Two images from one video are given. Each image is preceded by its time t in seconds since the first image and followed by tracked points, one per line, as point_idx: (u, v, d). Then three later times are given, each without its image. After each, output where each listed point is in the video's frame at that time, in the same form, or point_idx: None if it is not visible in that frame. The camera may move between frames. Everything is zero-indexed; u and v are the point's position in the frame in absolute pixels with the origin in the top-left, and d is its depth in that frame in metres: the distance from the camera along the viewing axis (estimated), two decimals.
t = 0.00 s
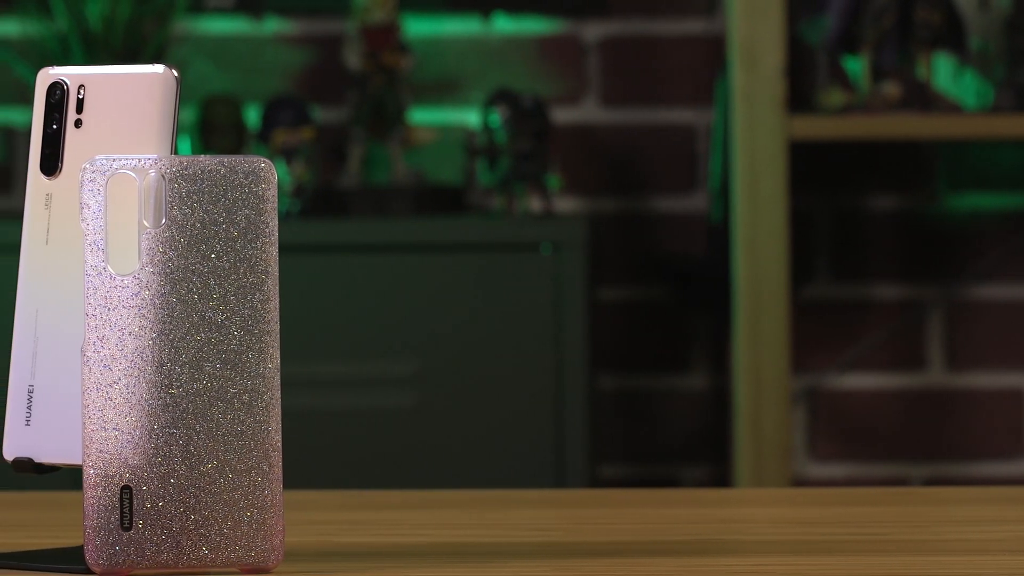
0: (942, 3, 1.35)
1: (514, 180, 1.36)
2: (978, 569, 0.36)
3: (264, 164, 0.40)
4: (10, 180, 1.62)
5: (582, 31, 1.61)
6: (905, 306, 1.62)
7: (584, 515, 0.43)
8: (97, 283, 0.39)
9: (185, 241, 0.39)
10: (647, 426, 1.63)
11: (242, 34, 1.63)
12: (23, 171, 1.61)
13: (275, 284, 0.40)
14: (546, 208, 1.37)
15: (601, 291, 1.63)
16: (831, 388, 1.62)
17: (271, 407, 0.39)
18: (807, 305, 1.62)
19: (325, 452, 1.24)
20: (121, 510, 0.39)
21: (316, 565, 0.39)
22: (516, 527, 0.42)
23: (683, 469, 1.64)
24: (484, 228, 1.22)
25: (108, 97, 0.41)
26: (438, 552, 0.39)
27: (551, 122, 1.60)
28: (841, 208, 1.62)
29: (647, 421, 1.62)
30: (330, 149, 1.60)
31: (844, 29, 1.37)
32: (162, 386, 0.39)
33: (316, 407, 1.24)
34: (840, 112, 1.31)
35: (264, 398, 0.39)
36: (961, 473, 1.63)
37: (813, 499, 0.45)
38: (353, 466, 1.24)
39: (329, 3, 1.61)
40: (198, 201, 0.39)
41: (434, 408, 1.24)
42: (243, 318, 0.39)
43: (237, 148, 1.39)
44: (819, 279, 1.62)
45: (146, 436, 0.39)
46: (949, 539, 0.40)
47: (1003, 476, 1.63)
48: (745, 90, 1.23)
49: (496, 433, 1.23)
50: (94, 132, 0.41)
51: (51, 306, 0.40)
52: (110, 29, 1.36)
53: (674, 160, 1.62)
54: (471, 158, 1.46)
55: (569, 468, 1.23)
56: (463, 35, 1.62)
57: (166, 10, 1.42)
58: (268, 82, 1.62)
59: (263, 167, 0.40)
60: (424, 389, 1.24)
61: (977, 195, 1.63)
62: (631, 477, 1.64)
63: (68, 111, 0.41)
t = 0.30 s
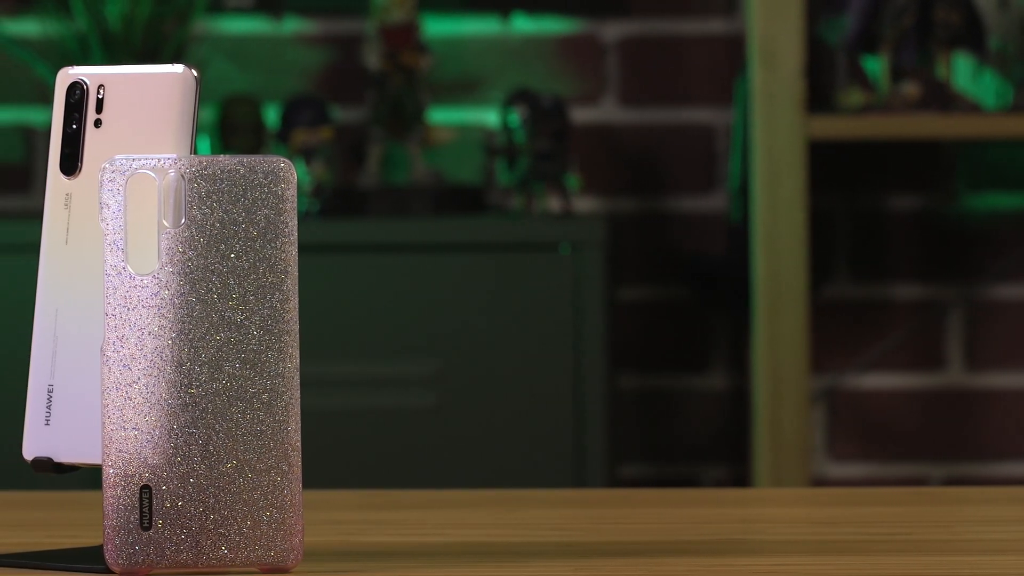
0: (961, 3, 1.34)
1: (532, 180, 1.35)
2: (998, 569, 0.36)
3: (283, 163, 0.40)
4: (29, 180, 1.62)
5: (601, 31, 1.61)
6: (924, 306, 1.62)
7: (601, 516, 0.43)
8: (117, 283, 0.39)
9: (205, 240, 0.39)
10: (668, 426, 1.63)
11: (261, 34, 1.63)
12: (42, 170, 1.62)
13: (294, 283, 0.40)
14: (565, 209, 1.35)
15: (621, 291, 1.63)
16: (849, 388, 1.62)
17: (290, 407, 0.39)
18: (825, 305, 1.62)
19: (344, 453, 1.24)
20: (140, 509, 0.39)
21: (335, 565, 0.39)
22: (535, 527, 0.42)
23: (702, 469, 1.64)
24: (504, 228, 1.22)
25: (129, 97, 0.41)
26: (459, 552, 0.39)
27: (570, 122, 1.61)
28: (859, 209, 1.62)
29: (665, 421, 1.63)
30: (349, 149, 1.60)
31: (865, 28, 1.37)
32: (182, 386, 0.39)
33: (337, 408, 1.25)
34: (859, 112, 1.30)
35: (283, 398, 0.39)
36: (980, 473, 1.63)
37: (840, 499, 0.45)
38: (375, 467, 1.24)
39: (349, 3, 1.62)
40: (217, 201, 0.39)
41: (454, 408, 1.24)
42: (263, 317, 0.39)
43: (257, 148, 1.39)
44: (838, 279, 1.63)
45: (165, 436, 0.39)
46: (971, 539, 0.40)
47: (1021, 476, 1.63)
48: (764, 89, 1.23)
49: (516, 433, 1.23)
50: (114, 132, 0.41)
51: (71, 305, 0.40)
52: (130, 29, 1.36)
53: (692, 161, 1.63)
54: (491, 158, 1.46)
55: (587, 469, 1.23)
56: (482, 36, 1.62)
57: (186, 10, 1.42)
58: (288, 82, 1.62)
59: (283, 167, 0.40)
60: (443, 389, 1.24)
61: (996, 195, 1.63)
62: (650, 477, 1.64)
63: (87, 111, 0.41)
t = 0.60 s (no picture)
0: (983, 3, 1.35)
1: (552, 180, 1.36)
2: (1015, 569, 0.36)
3: (304, 163, 0.40)
4: (51, 178, 1.63)
5: (622, 31, 1.62)
6: (944, 306, 1.63)
7: (620, 516, 0.43)
8: (137, 283, 0.39)
9: (226, 240, 0.39)
10: (689, 426, 1.63)
11: (283, 34, 1.63)
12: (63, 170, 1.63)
13: (315, 283, 0.40)
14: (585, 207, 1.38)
15: (640, 291, 1.64)
16: (870, 388, 1.62)
17: (311, 407, 0.39)
18: (844, 304, 1.63)
19: (363, 453, 1.25)
20: (160, 509, 0.39)
21: (357, 564, 0.39)
22: (556, 527, 0.42)
23: (722, 468, 1.64)
24: (520, 227, 1.24)
25: (150, 96, 0.41)
26: (479, 552, 0.39)
27: (590, 122, 1.61)
28: (880, 209, 1.63)
29: (685, 421, 1.63)
30: (370, 149, 1.60)
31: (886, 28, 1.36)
32: (202, 386, 0.39)
33: (358, 407, 1.25)
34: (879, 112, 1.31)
35: (304, 397, 0.39)
36: (1001, 473, 1.63)
37: (857, 499, 0.45)
38: (395, 466, 1.25)
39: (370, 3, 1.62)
40: (239, 201, 0.39)
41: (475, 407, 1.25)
42: (283, 317, 0.39)
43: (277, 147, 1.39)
44: (858, 279, 1.63)
45: (186, 436, 0.39)
46: (989, 538, 0.40)
47: None
48: (784, 89, 1.25)
49: (533, 432, 1.25)
50: (135, 132, 0.41)
51: (91, 305, 0.40)
52: (150, 29, 1.37)
53: (712, 161, 1.63)
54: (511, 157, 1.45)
55: (607, 467, 1.24)
56: (504, 36, 1.63)
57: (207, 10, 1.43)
58: (309, 82, 1.63)
59: (304, 166, 0.40)
60: (464, 389, 1.25)
61: (1016, 195, 1.62)
62: (668, 476, 1.64)
63: (108, 111, 0.41)
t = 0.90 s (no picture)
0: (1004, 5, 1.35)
1: (573, 179, 1.35)
2: None
3: (325, 163, 0.40)
4: (72, 178, 1.64)
5: (643, 31, 1.63)
6: (965, 306, 1.63)
7: (640, 516, 0.43)
8: (159, 282, 0.39)
9: (247, 240, 0.39)
10: (711, 425, 1.63)
11: (305, 34, 1.64)
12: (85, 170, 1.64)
13: (336, 283, 0.40)
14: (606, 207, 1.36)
15: (661, 292, 1.64)
16: (891, 388, 1.63)
17: (332, 407, 0.39)
18: (866, 305, 1.62)
19: (383, 452, 1.26)
20: (182, 509, 0.39)
21: (377, 564, 0.39)
22: (578, 527, 0.42)
23: (743, 468, 1.64)
24: (541, 227, 1.24)
25: (172, 97, 0.41)
26: (503, 551, 0.39)
27: (612, 122, 1.62)
28: (901, 209, 1.63)
29: (705, 421, 1.63)
30: (391, 149, 1.61)
31: (908, 28, 1.39)
32: (224, 386, 0.39)
33: (381, 407, 1.26)
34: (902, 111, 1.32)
35: (326, 397, 0.39)
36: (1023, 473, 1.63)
37: (884, 499, 0.45)
38: (416, 465, 1.26)
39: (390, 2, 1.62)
40: (260, 200, 0.39)
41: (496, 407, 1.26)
42: (305, 317, 0.39)
43: (298, 148, 1.39)
44: (879, 279, 1.63)
45: (208, 436, 0.39)
46: (1014, 539, 0.40)
47: None
48: (806, 88, 1.25)
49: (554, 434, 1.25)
50: (156, 132, 0.41)
51: (112, 305, 0.40)
52: (171, 30, 1.37)
53: (734, 161, 1.63)
54: (532, 157, 1.45)
55: (629, 467, 1.25)
56: (524, 35, 1.63)
57: (227, 11, 1.44)
58: (329, 82, 1.63)
59: (325, 166, 0.40)
60: (486, 389, 1.26)
61: None
62: (690, 477, 1.64)
63: (130, 110, 0.41)
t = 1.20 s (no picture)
0: None
1: (594, 179, 1.35)
2: None
3: (347, 163, 0.40)
4: (92, 179, 1.64)
5: (663, 31, 1.62)
6: (985, 306, 1.63)
7: (661, 516, 0.43)
8: (180, 283, 0.39)
9: (269, 240, 0.39)
10: (731, 426, 1.64)
11: (324, 34, 1.64)
12: (104, 170, 1.64)
13: (358, 284, 0.40)
14: (626, 208, 1.35)
15: (682, 292, 1.64)
16: (912, 388, 1.63)
17: (353, 407, 0.39)
18: (887, 306, 1.63)
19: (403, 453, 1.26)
20: (203, 509, 0.39)
21: (398, 566, 0.39)
22: (598, 527, 0.42)
23: (764, 468, 1.65)
24: (565, 228, 1.24)
25: (195, 97, 0.41)
26: (523, 552, 0.39)
27: (632, 122, 1.62)
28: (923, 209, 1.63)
29: (726, 421, 1.64)
30: (412, 149, 1.60)
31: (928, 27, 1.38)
32: (245, 386, 0.39)
33: (404, 407, 1.26)
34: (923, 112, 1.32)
35: (347, 398, 0.39)
36: None
37: (897, 499, 0.45)
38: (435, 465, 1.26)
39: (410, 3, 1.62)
40: (281, 200, 0.39)
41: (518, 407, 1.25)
42: (326, 317, 0.39)
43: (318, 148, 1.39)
44: (901, 280, 1.64)
45: (229, 436, 0.39)
46: None
47: None
48: (826, 88, 1.25)
49: (578, 434, 1.25)
50: (179, 133, 0.41)
51: (135, 305, 0.40)
52: (192, 30, 1.38)
53: (756, 162, 1.63)
54: (553, 157, 1.45)
55: (650, 468, 1.25)
56: (546, 35, 1.63)
57: (247, 11, 1.44)
58: (350, 83, 1.63)
59: (346, 166, 0.40)
60: (506, 389, 1.25)
61: None
62: (710, 476, 1.65)
63: (152, 111, 0.41)
